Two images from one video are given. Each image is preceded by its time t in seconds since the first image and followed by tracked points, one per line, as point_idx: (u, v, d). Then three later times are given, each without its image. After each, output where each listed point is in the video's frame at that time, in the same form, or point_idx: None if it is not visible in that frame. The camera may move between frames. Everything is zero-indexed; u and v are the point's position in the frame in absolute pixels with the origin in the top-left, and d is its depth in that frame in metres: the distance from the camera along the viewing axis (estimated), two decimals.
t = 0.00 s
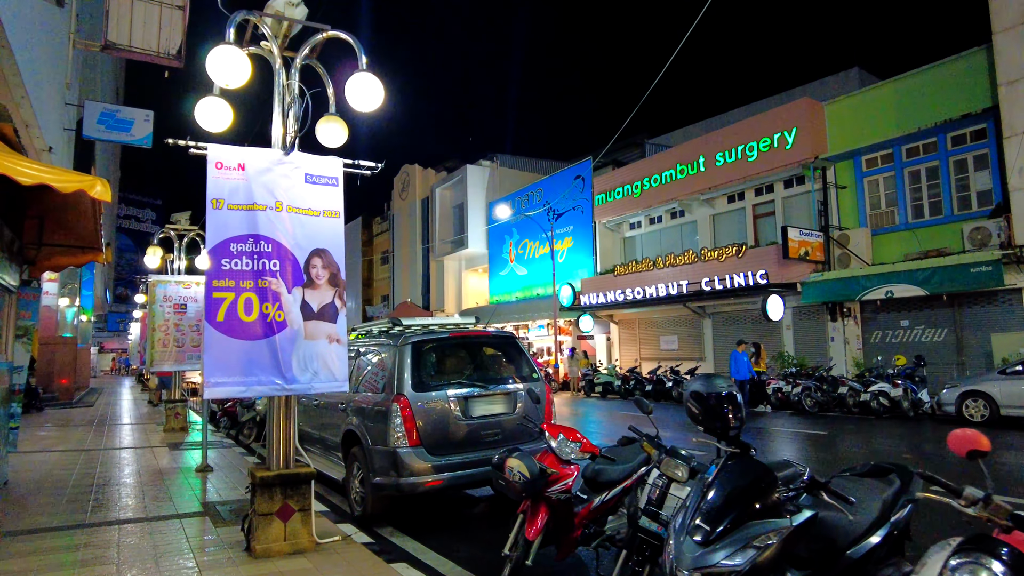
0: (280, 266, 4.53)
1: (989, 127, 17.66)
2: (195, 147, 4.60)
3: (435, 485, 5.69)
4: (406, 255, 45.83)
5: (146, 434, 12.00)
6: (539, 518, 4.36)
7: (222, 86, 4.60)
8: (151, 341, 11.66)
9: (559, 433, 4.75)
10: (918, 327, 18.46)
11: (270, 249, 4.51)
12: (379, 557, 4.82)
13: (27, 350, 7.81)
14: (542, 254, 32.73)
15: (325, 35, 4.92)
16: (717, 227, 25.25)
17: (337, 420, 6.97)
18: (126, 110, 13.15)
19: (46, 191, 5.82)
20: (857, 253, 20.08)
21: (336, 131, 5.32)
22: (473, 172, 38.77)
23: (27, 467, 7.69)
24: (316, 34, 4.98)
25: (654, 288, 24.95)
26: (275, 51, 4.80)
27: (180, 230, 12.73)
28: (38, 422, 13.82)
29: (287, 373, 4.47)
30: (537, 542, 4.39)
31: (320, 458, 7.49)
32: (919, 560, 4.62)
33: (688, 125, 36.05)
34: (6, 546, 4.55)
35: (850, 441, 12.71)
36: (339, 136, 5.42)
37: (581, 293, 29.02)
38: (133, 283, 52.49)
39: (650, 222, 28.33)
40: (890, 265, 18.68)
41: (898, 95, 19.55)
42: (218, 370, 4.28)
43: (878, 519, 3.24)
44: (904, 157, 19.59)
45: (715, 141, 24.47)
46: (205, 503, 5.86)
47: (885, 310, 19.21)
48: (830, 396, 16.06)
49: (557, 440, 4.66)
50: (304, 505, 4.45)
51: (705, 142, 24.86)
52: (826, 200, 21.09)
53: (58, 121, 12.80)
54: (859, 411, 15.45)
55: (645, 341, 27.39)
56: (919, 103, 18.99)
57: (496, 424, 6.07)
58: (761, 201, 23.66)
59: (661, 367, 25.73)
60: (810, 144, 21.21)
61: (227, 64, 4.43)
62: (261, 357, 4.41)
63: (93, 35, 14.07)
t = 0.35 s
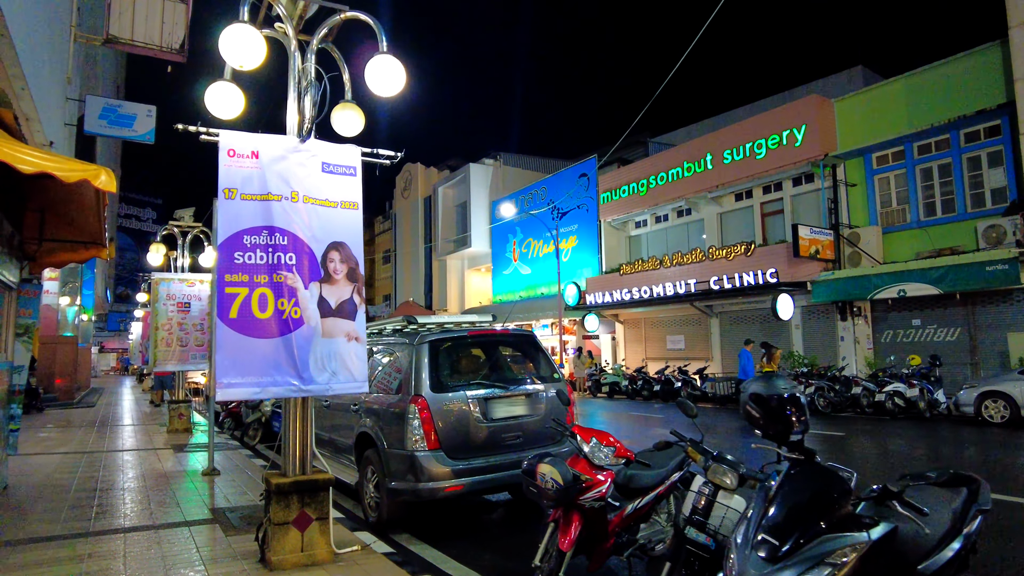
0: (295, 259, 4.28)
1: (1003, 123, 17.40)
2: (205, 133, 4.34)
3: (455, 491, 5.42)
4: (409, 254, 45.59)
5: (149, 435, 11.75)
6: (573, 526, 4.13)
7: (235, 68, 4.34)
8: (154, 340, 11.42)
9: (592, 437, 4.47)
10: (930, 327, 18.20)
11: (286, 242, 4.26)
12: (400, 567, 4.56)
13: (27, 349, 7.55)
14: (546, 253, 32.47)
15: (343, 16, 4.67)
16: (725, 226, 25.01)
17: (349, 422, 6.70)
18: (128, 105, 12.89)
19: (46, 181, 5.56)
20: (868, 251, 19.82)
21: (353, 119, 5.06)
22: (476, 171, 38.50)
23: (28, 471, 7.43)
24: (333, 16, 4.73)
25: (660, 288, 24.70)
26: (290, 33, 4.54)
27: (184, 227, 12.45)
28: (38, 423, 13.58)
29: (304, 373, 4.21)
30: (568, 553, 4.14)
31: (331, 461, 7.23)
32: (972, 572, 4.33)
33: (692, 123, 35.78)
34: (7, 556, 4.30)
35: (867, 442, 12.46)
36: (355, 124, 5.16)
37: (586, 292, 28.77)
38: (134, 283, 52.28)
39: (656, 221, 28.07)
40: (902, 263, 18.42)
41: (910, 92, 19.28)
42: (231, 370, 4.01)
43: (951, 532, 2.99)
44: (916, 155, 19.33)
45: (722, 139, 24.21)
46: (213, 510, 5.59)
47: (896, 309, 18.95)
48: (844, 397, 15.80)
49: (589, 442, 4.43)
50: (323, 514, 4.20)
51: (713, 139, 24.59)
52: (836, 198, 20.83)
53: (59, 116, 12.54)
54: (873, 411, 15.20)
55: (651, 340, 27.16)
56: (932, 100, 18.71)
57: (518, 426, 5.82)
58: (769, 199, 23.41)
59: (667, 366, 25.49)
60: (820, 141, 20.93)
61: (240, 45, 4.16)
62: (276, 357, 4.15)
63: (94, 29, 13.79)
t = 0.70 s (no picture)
0: (312, 257, 4.03)
1: (1014, 122, 17.20)
2: (215, 123, 4.08)
3: (474, 500, 5.18)
4: (409, 254, 45.32)
5: (150, 439, 11.49)
6: (606, 541, 3.87)
7: (248, 54, 4.10)
8: (155, 342, 11.16)
9: (625, 445, 4.19)
10: (940, 328, 17.98)
11: (302, 239, 4.02)
12: None
13: (26, 351, 7.15)
14: (549, 253, 32.22)
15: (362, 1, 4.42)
16: (730, 226, 24.79)
17: (360, 427, 6.45)
18: (128, 101, 12.63)
19: (45, 175, 5.31)
20: (876, 251, 19.60)
21: (369, 110, 4.81)
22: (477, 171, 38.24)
23: (25, 477, 7.17)
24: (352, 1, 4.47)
25: (665, 288, 24.47)
26: (306, 16, 4.29)
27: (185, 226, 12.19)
28: (35, 426, 13.30)
29: (320, 377, 3.97)
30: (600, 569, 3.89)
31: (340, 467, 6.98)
32: None
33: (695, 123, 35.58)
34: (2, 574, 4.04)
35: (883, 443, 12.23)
36: (372, 116, 4.89)
37: (589, 292, 28.55)
38: (132, 283, 51.99)
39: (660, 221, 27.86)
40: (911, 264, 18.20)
41: (919, 90, 19.08)
42: (243, 374, 3.76)
43: None
44: (925, 154, 19.12)
45: (728, 138, 23.99)
46: (220, 520, 5.33)
47: (905, 310, 18.73)
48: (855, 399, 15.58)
49: (623, 452, 4.15)
50: (340, 527, 3.94)
51: (718, 138, 24.36)
52: (844, 198, 20.61)
53: (57, 113, 12.27)
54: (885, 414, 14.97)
55: (655, 341, 26.93)
56: (942, 98, 18.51)
57: (538, 432, 5.58)
58: (775, 199, 23.19)
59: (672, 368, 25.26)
60: (827, 140, 20.71)
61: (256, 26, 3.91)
62: (291, 360, 3.90)
63: (93, 24, 13.53)
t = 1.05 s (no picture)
0: (329, 250, 3.74)
1: None
2: (224, 105, 3.78)
3: (497, 509, 4.89)
4: (409, 253, 45.04)
5: (150, 441, 11.19)
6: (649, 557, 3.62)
7: (261, 28, 3.82)
8: (155, 341, 10.86)
9: (667, 452, 3.90)
10: (952, 327, 17.71)
11: (318, 230, 3.72)
12: None
13: (22, 351, 6.74)
14: (551, 252, 31.94)
15: None
16: (736, 224, 24.52)
17: (373, 431, 6.15)
18: (127, 95, 12.33)
19: (41, 165, 5.01)
20: (886, 249, 19.34)
21: (386, 95, 4.50)
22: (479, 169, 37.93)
23: (21, 483, 6.87)
24: None
25: (670, 287, 24.20)
26: None
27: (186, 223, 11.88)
28: (32, 428, 13.01)
29: (338, 378, 3.68)
30: None
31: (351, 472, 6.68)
32: None
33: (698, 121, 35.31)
34: None
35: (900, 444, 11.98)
36: (389, 102, 4.58)
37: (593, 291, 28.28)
38: (131, 282, 51.77)
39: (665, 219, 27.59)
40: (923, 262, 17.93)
41: (929, 86, 18.81)
42: (256, 377, 3.47)
43: None
44: (936, 151, 18.86)
45: (734, 135, 23.72)
46: (228, 530, 5.03)
47: (915, 309, 18.45)
48: (868, 398, 15.31)
49: (665, 459, 3.85)
50: (361, 541, 3.65)
51: (724, 135, 24.09)
52: (853, 195, 20.33)
53: (54, 107, 11.95)
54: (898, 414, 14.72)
55: (660, 340, 26.65)
56: (953, 94, 18.24)
57: (562, 436, 5.29)
58: (782, 196, 22.92)
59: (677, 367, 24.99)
60: (836, 136, 20.43)
61: None
62: (308, 361, 3.61)
63: (91, 16, 13.22)
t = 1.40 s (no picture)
0: (356, 239, 3.49)
1: None
2: (244, 82, 3.52)
3: (527, 514, 4.64)
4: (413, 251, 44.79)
5: (156, 441, 10.96)
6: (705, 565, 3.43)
7: None
8: (161, 340, 10.61)
9: (719, 455, 3.64)
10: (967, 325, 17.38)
11: (344, 217, 3.47)
12: None
13: (25, 349, 6.34)
14: (557, 250, 31.65)
15: None
16: (745, 221, 24.24)
17: (391, 432, 5.88)
18: (132, 89, 12.07)
19: (46, 150, 4.77)
20: (900, 246, 19.05)
21: (413, 76, 4.23)
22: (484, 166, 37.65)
23: (24, 486, 6.61)
24: None
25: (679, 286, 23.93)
26: None
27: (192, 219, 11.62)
28: (36, 428, 12.76)
29: (366, 376, 3.43)
30: None
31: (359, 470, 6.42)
32: None
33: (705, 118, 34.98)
34: None
35: (922, 444, 11.70)
36: (414, 84, 4.31)
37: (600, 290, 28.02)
38: (134, 280, 51.72)
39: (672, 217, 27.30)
40: (938, 259, 17.63)
41: (945, 80, 18.50)
42: (280, 375, 3.21)
43: None
44: (951, 146, 18.56)
45: (744, 131, 23.43)
46: (243, 537, 4.77)
47: (930, 307, 18.16)
48: (885, 398, 15.04)
49: (718, 464, 3.59)
50: (391, 552, 3.40)
51: (734, 131, 23.81)
52: (866, 192, 20.05)
53: (57, 101, 11.67)
54: (917, 413, 14.44)
55: (667, 339, 26.39)
56: (970, 89, 17.93)
57: (592, 437, 5.04)
58: (793, 193, 22.63)
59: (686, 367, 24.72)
60: (849, 132, 20.13)
61: None
62: (334, 358, 3.35)
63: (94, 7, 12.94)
